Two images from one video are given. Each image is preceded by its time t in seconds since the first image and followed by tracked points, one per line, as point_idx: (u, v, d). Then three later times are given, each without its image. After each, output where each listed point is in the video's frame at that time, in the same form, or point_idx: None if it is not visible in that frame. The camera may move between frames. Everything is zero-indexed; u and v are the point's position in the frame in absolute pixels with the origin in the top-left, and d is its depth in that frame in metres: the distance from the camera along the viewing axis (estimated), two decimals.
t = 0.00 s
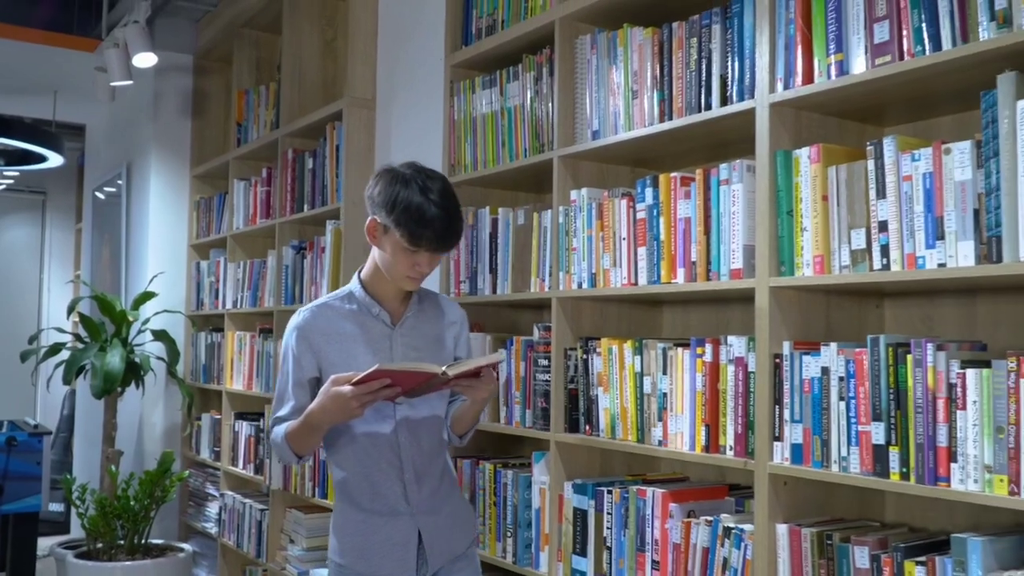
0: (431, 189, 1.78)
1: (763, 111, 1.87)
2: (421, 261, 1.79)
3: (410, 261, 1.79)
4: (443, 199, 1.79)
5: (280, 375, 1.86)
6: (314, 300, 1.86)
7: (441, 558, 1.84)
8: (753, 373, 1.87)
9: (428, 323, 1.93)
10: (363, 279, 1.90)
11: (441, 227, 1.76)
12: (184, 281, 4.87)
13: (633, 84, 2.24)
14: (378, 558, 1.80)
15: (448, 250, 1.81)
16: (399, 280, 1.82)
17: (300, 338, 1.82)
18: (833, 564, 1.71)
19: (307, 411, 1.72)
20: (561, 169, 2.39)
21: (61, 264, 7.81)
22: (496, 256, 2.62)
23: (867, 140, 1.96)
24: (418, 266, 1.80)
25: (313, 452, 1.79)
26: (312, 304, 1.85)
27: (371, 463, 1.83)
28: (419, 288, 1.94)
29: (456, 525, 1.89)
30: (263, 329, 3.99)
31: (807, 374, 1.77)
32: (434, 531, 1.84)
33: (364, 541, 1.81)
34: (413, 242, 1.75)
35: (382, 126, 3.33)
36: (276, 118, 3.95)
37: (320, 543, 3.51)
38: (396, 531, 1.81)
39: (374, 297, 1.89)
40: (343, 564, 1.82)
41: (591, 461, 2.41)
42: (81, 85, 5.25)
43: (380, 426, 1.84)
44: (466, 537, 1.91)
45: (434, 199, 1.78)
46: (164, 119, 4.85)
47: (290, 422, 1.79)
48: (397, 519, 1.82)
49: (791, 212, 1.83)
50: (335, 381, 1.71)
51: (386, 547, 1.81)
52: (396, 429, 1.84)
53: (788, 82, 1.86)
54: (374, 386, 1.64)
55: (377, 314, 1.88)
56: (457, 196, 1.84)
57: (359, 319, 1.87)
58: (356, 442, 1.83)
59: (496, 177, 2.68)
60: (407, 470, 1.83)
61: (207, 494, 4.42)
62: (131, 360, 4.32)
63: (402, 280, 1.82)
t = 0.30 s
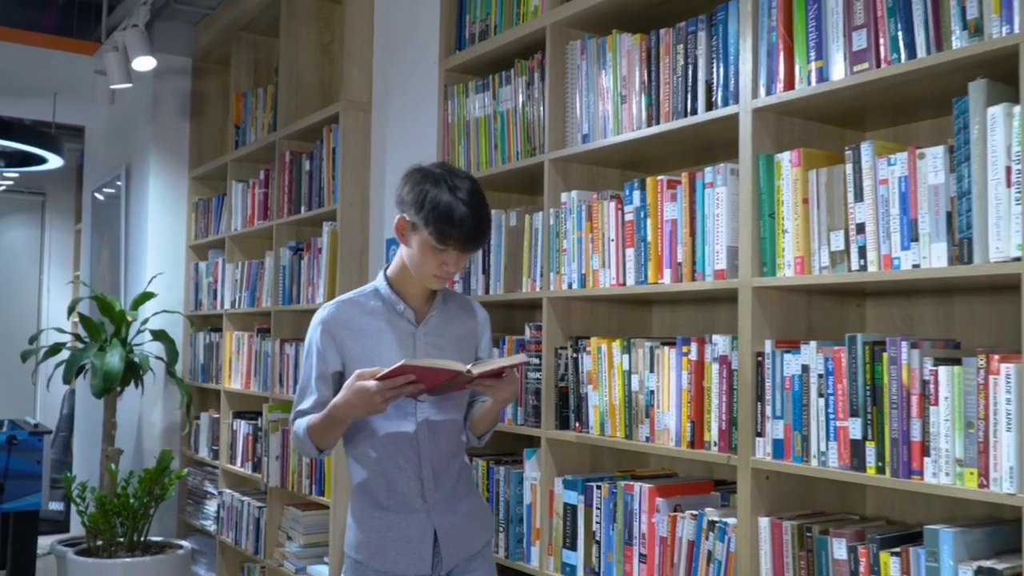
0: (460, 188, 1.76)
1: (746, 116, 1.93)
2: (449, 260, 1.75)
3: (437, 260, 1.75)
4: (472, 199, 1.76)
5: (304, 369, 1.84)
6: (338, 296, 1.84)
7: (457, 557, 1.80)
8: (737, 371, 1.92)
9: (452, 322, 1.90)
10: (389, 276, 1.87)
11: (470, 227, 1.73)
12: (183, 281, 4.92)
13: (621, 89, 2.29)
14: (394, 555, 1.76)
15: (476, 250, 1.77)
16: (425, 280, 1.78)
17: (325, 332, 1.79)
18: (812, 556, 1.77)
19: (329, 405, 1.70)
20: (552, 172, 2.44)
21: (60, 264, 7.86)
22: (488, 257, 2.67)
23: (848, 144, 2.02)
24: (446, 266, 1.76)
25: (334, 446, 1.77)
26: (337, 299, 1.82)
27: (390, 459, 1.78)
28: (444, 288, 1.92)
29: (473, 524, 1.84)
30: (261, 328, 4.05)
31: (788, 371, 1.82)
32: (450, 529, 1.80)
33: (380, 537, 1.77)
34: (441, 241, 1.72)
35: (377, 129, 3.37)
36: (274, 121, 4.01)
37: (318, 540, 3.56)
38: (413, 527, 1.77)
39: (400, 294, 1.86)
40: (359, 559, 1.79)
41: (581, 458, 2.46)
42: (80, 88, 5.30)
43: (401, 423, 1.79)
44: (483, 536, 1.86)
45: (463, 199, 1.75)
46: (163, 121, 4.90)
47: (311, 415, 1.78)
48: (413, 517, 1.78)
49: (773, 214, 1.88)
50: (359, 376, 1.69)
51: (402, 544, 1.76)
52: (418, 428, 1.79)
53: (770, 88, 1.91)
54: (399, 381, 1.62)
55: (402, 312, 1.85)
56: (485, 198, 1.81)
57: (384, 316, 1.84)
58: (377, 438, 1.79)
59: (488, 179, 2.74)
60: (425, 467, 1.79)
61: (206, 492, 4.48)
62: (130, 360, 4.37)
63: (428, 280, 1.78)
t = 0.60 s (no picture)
0: (488, 187, 1.81)
1: (729, 121, 1.99)
2: (476, 258, 1.80)
3: (465, 257, 1.80)
4: (501, 199, 1.81)
5: (331, 362, 1.90)
6: (367, 291, 1.90)
7: (479, 551, 1.86)
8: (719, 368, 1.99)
9: (477, 321, 1.97)
10: (417, 274, 1.93)
11: (497, 225, 1.78)
12: (181, 281, 4.98)
13: (609, 94, 2.35)
14: (418, 547, 1.83)
15: (503, 249, 1.82)
16: (453, 277, 1.83)
17: (354, 327, 1.86)
18: (791, 547, 1.83)
19: (357, 397, 1.76)
20: (542, 175, 2.50)
21: (60, 265, 7.91)
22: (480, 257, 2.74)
23: (828, 148, 2.08)
24: (474, 263, 1.81)
25: (360, 439, 1.82)
26: (366, 295, 1.89)
27: (416, 453, 1.85)
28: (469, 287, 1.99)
29: (495, 521, 1.91)
30: (258, 328, 4.11)
31: (767, 368, 1.88)
32: (473, 524, 1.86)
33: (404, 531, 1.84)
34: (470, 239, 1.77)
35: (373, 132, 3.43)
36: (271, 123, 4.07)
37: (314, 536, 3.63)
38: (436, 521, 1.83)
39: (427, 291, 1.93)
40: (383, 550, 1.86)
41: (571, 455, 2.52)
42: (79, 90, 5.36)
43: (429, 418, 1.87)
44: (505, 531, 1.93)
45: (491, 198, 1.80)
46: (161, 124, 4.95)
47: (339, 407, 1.84)
48: (437, 510, 1.84)
49: (754, 215, 1.94)
50: (388, 369, 1.74)
51: (425, 537, 1.83)
52: (443, 422, 1.87)
53: (751, 94, 1.97)
54: (427, 374, 1.67)
55: (429, 308, 1.92)
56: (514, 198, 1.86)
57: (412, 312, 1.90)
58: (402, 432, 1.86)
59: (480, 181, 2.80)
60: (450, 461, 1.85)
61: (204, 489, 4.53)
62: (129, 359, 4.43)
63: (456, 277, 1.83)
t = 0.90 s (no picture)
0: (510, 191, 1.86)
1: (709, 126, 2.04)
2: (496, 260, 1.85)
3: (484, 259, 1.85)
4: (522, 202, 1.86)
5: (351, 358, 1.95)
6: (388, 290, 1.96)
7: (489, 548, 1.92)
8: (700, 366, 2.04)
9: (494, 322, 2.01)
10: (437, 274, 1.98)
11: (518, 228, 1.82)
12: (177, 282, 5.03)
13: (595, 99, 2.41)
14: (430, 542, 1.89)
15: (522, 251, 1.86)
16: (473, 278, 1.88)
17: (375, 325, 1.91)
18: (768, 539, 1.89)
19: (377, 395, 1.82)
20: (530, 178, 2.56)
21: (58, 266, 7.96)
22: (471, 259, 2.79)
23: (806, 152, 2.14)
24: (492, 265, 1.86)
25: (377, 435, 1.88)
26: (387, 294, 1.94)
27: (432, 450, 1.91)
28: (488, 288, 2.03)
29: (506, 519, 1.97)
30: (254, 327, 4.16)
31: (746, 366, 1.94)
32: (484, 521, 1.92)
33: (417, 525, 1.90)
34: (490, 241, 1.81)
35: (367, 135, 3.49)
36: (267, 126, 4.12)
37: (309, 532, 3.69)
38: (448, 518, 1.89)
39: (447, 291, 1.98)
40: (395, 544, 1.92)
41: (558, 451, 2.59)
42: (76, 92, 5.41)
43: (445, 416, 1.92)
44: (514, 529, 1.99)
45: (512, 201, 1.85)
46: (159, 126, 5.01)
47: (357, 403, 1.89)
48: (450, 507, 1.90)
49: (734, 218, 2.00)
50: (410, 367, 1.79)
51: (438, 533, 1.89)
52: (459, 421, 1.92)
53: (731, 100, 2.03)
54: (447, 373, 1.71)
55: (448, 308, 1.97)
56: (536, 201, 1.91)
57: (431, 312, 1.95)
58: (418, 429, 1.92)
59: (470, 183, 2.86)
60: (464, 460, 1.91)
61: (201, 487, 4.58)
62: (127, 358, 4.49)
63: (476, 278, 1.88)
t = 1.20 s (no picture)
0: (516, 199, 1.91)
1: (690, 134, 2.10)
2: (500, 266, 1.90)
3: (490, 265, 1.90)
4: (528, 210, 1.91)
5: (356, 357, 1.99)
6: (395, 291, 2.00)
7: (484, 546, 1.98)
8: (681, 367, 2.10)
9: (498, 326, 2.05)
10: (443, 277, 2.02)
11: (523, 236, 1.87)
12: (173, 283, 5.08)
13: (581, 106, 2.47)
14: (427, 539, 1.94)
15: (526, 259, 1.92)
16: (478, 283, 1.94)
17: (382, 325, 1.96)
18: (746, 535, 1.94)
19: (380, 395, 1.86)
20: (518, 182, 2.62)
21: (54, 268, 8.00)
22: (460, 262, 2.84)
23: (786, 158, 2.20)
24: (497, 271, 1.91)
25: (379, 434, 1.93)
26: (394, 295, 1.99)
27: (434, 449, 1.97)
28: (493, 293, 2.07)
29: (502, 519, 2.03)
30: (249, 329, 4.21)
31: (726, 367, 2.00)
32: (481, 520, 1.97)
33: (415, 522, 1.95)
34: (495, 248, 1.87)
35: (360, 139, 3.54)
36: (261, 130, 4.17)
37: (303, 531, 3.74)
38: (446, 516, 1.95)
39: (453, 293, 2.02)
40: (393, 540, 1.97)
41: (545, 451, 2.65)
42: (73, 95, 5.46)
43: (448, 416, 1.98)
44: (510, 529, 2.05)
45: (519, 209, 1.90)
46: (155, 129, 5.06)
47: (361, 402, 1.93)
48: (449, 506, 1.96)
49: (714, 223, 2.06)
50: (415, 369, 1.83)
51: (435, 530, 1.94)
52: (460, 421, 1.98)
53: (711, 108, 2.09)
54: (451, 376, 1.75)
55: (452, 311, 2.01)
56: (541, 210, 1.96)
57: (436, 314, 2.00)
58: (419, 427, 1.98)
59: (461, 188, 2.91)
60: (464, 460, 1.96)
61: (196, 487, 4.62)
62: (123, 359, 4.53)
63: (481, 283, 1.94)
